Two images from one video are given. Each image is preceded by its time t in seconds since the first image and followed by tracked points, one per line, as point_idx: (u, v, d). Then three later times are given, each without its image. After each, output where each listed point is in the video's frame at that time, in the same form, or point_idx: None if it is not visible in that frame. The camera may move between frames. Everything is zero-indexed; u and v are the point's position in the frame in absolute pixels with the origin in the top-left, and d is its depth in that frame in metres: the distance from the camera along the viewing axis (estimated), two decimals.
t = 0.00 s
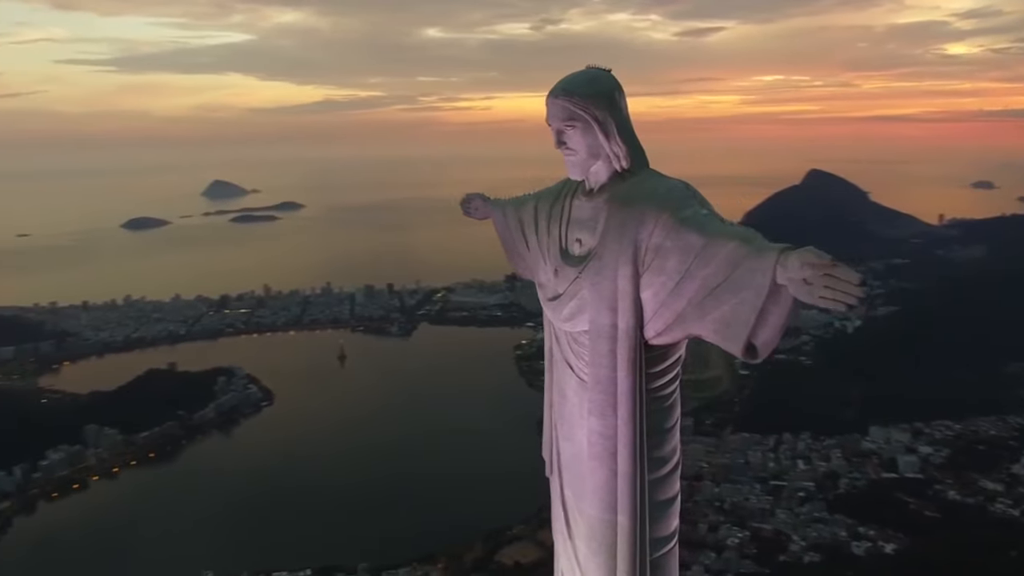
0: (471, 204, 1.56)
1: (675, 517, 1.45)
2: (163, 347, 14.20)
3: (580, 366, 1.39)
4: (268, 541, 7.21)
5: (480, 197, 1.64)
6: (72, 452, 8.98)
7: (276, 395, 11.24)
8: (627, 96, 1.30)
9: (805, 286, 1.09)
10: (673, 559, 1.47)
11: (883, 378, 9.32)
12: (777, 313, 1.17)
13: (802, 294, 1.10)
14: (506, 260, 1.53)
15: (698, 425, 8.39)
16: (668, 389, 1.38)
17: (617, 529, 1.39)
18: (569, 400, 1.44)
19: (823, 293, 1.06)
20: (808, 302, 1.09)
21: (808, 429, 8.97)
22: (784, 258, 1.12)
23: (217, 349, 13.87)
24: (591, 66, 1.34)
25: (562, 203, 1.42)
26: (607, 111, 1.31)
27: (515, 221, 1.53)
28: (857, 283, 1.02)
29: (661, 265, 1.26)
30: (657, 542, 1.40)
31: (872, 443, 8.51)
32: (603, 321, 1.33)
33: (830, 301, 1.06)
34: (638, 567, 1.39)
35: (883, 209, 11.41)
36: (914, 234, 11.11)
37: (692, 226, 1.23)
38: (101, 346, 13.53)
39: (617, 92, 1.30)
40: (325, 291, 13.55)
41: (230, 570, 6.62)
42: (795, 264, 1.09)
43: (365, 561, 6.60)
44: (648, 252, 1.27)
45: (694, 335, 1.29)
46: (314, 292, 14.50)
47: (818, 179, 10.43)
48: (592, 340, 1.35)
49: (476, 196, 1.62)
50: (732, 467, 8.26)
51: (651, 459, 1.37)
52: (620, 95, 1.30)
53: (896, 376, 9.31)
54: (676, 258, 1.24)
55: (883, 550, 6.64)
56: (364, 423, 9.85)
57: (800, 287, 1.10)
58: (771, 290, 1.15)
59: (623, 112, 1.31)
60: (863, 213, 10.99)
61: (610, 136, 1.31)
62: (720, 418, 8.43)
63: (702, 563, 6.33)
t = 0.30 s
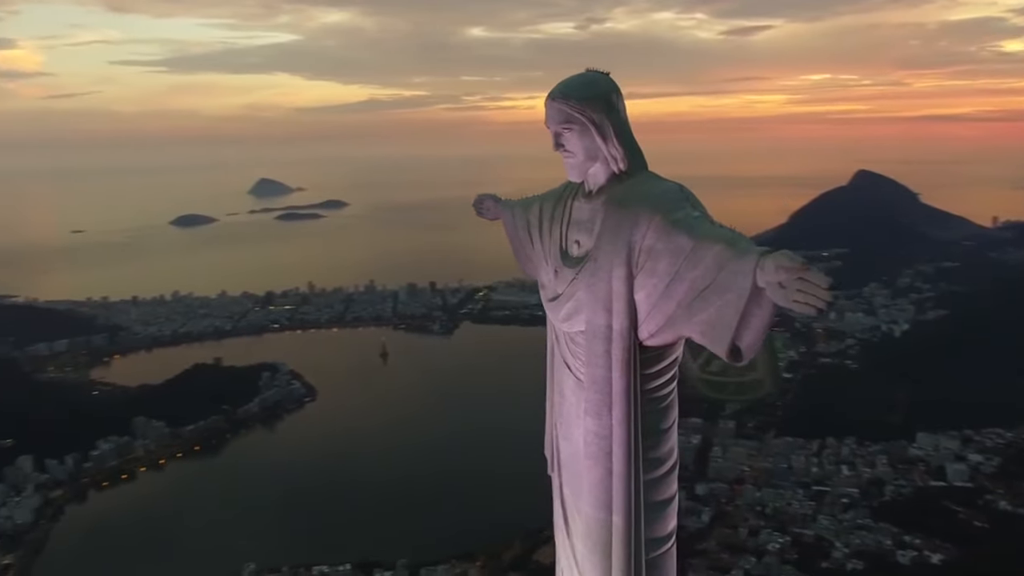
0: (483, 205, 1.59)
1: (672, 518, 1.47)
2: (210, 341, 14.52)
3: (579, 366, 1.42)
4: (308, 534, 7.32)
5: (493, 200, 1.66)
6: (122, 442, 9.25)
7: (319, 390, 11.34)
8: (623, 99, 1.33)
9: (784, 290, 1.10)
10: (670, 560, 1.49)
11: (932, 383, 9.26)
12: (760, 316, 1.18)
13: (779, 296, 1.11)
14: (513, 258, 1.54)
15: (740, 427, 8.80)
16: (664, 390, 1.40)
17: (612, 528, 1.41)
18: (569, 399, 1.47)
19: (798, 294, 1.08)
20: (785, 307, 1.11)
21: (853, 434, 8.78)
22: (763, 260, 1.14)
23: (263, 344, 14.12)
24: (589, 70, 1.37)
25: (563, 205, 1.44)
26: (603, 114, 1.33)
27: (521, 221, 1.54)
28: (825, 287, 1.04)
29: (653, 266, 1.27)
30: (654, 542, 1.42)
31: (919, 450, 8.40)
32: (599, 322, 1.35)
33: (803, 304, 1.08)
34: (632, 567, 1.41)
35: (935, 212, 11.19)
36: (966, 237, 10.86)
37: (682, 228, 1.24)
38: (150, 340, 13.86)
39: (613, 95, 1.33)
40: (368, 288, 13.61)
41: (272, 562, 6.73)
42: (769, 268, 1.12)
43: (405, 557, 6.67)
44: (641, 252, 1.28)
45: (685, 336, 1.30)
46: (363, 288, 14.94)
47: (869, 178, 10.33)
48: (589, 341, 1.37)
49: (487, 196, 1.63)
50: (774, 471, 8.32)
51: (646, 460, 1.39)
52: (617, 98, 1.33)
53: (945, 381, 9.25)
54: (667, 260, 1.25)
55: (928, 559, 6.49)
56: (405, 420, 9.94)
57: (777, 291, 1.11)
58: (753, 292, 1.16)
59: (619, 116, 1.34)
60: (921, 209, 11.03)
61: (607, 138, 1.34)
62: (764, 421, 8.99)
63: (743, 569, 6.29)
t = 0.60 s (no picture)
0: (499, 207, 1.67)
1: (670, 518, 1.51)
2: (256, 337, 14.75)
3: (576, 366, 1.47)
4: (349, 529, 7.40)
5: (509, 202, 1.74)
6: (170, 435, 9.46)
7: (363, 387, 11.43)
8: (620, 101, 1.37)
9: (757, 294, 1.12)
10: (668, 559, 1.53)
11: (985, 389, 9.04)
12: (742, 319, 1.20)
13: (754, 298, 1.13)
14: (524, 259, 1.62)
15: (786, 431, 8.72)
16: (661, 392, 1.44)
17: (609, 526, 1.46)
18: (569, 399, 1.52)
19: (768, 298, 1.10)
20: (760, 309, 1.12)
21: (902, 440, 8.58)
22: (741, 263, 1.15)
23: (308, 341, 14.30)
24: (589, 73, 1.42)
25: (566, 206, 1.50)
26: (601, 116, 1.38)
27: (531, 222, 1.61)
28: (792, 290, 1.06)
29: (647, 268, 1.32)
30: (650, 543, 1.46)
31: (971, 458, 8.22)
32: (595, 322, 1.40)
33: (776, 307, 1.09)
34: (629, 567, 1.45)
35: (992, 214, 10.90)
36: None
37: (671, 231, 1.28)
38: (199, 335, 14.13)
39: (611, 97, 1.38)
40: (412, 286, 13.67)
41: (315, 556, 6.83)
42: (744, 271, 1.14)
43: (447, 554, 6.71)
44: (636, 254, 1.33)
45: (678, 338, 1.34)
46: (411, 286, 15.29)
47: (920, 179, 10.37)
48: (586, 342, 1.42)
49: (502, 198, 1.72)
50: (819, 477, 8.20)
51: (642, 460, 1.43)
52: (614, 100, 1.38)
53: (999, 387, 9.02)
54: (659, 262, 1.29)
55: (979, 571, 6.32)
56: (447, 418, 9.97)
57: (753, 294, 1.13)
58: (733, 295, 1.18)
59: (617, 118, 1.39)
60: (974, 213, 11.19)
61: (605, 141, 1.38)
62: (808, 425, 8.74)
63: None
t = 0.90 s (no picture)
0: (512, 207, 1.67)
1: (669, 518, 1.48)
2: (302, 333, 14.96)
3: (574, 366, 1.47)
4: (388, 525, 7.48)
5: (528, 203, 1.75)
6: (217, 428, 9.72)
7: (406, 385, 11.49)
8: (619, 105, 1.36)
9: (731, 296, 1.08)
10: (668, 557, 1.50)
11: None
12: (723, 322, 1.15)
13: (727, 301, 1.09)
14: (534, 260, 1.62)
15: (831, 436, 8.63)
16: (657, 393, 1.41)
17: (606, 525, 1.44)
18: (567, 398, 1.52)
19: (739, 301, 1.07)
20: (734, 314, 1.09)
21: (953, 449, 8.35)
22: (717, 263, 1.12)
23: (352, 338, 14.42)
24: (590, 76, 1.41)
25: (568, 209, 1.49)
26: (600, 118, 1.36)
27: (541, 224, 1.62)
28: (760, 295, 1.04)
29: (639, 271, 1.30)
30: (647, 542, 1.44)
31: None
32: (592, 323, 1.39)
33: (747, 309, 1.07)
34: (624, 567, 1.44)
35: None
36: None
37: (660, 232, 1.25)
38: (245, 330, 14.41)
39: (610, 100, 1.36)
40: (455, 285, 13.72)
41: (355, 550, 6.92)
42: (720, 274, 1.10)
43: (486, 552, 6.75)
44: (629, 256, 1.31)
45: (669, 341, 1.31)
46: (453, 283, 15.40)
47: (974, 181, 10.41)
48: (583, 343, 1.42)
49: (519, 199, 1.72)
50: (864, 484, 7.94)
51: (638, 460, 1.41)
52: (613, 103, 1.36)
53: None
54: (649, 264, 1.27)
55: None
56: (489, 416, 9.96)
57: (728, 298, 1.09)
58: (713, 297, 1.14)
59: (616, 121, 1.37)
60: None
61: (603, 144, 1.37)
62: (855, 430, 8.66)
63: None
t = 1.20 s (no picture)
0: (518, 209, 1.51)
1: (670, 518, 1.30)
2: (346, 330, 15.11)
3: (569, 363, 1.29)
4: (428, 522, 7.51)
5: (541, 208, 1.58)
6: (262, 422, 9.90)
7: (448, 382, 11.55)
8: (617, 106, 1.19)
9: (704, 300, 0.96)
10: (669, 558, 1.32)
11: None
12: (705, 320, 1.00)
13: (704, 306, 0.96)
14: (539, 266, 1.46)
15: (878, 443, 8.46)
16: (655, 387, 1.23)
17: (600, 525, 1.27)
18: (563, 392, 1.34)
19: (709, 304, 0.95)
20: (705, 321, 0.97)
21: (1007, 457, 8.06)
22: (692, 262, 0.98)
23: (395, 335, 14.51)
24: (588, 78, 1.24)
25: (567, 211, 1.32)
26: (597, 121, 1.19)
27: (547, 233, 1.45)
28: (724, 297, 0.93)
29: (631, 273, 1.13)
30: (641, 543, 1.26)
31: None
32: (586, 323, 1.22)
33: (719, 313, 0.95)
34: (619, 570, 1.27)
35: None
36: None
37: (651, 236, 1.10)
38: (291, 326, 14.63)
39: (608, 102, 1.20)
40: (499, 283, 13.75)
41: (395, 545, 6.97)
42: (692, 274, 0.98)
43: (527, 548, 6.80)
44: (623, 258, 1.14)
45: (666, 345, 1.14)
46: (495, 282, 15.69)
47: None
48: (577, 344, 1.25)
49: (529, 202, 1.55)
50: (912, 491, 7.67)
51: (633, 461, 1.23)
52: (611, 105, 1.20)
53: None
54: (641, 266, 1.10)
55: None
56: (532, 415, 9.95)
57: (702, 303, 0.97)
58: (691, 299, 0.99)
59: (615, 125, 1.20)
60: None
61: (601, 147, 1.20)
62: (902, 437, 8.50)
63: None
